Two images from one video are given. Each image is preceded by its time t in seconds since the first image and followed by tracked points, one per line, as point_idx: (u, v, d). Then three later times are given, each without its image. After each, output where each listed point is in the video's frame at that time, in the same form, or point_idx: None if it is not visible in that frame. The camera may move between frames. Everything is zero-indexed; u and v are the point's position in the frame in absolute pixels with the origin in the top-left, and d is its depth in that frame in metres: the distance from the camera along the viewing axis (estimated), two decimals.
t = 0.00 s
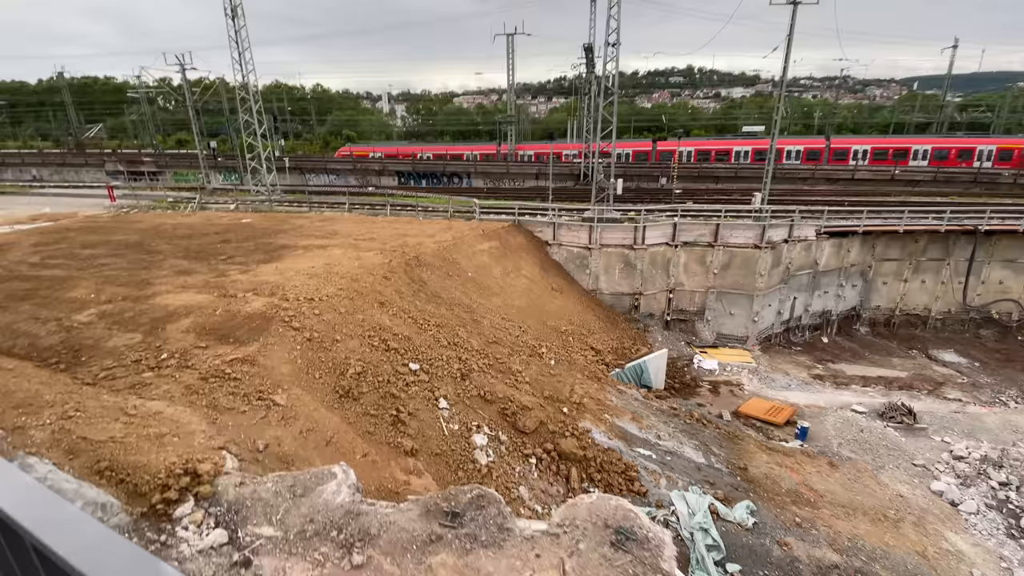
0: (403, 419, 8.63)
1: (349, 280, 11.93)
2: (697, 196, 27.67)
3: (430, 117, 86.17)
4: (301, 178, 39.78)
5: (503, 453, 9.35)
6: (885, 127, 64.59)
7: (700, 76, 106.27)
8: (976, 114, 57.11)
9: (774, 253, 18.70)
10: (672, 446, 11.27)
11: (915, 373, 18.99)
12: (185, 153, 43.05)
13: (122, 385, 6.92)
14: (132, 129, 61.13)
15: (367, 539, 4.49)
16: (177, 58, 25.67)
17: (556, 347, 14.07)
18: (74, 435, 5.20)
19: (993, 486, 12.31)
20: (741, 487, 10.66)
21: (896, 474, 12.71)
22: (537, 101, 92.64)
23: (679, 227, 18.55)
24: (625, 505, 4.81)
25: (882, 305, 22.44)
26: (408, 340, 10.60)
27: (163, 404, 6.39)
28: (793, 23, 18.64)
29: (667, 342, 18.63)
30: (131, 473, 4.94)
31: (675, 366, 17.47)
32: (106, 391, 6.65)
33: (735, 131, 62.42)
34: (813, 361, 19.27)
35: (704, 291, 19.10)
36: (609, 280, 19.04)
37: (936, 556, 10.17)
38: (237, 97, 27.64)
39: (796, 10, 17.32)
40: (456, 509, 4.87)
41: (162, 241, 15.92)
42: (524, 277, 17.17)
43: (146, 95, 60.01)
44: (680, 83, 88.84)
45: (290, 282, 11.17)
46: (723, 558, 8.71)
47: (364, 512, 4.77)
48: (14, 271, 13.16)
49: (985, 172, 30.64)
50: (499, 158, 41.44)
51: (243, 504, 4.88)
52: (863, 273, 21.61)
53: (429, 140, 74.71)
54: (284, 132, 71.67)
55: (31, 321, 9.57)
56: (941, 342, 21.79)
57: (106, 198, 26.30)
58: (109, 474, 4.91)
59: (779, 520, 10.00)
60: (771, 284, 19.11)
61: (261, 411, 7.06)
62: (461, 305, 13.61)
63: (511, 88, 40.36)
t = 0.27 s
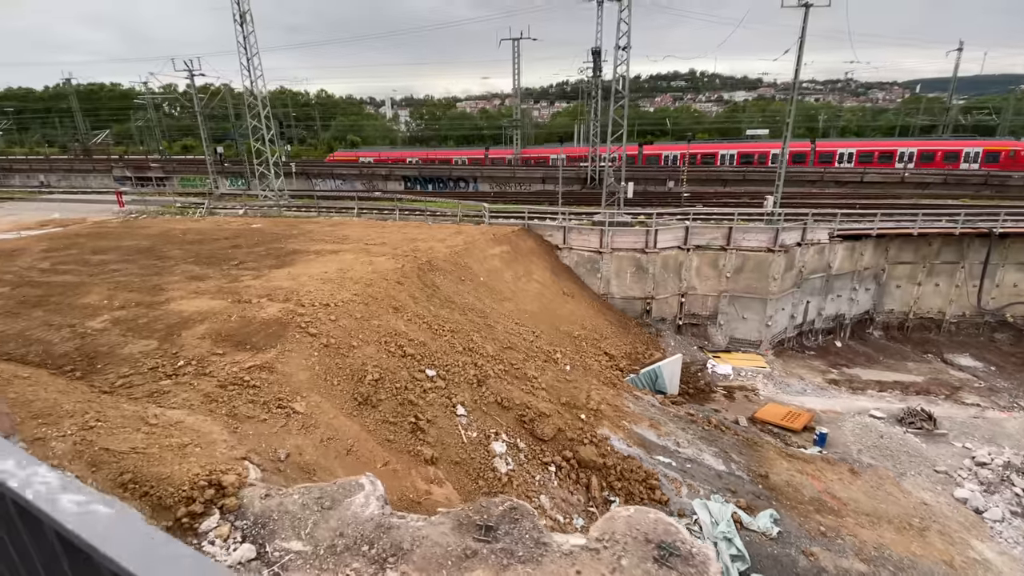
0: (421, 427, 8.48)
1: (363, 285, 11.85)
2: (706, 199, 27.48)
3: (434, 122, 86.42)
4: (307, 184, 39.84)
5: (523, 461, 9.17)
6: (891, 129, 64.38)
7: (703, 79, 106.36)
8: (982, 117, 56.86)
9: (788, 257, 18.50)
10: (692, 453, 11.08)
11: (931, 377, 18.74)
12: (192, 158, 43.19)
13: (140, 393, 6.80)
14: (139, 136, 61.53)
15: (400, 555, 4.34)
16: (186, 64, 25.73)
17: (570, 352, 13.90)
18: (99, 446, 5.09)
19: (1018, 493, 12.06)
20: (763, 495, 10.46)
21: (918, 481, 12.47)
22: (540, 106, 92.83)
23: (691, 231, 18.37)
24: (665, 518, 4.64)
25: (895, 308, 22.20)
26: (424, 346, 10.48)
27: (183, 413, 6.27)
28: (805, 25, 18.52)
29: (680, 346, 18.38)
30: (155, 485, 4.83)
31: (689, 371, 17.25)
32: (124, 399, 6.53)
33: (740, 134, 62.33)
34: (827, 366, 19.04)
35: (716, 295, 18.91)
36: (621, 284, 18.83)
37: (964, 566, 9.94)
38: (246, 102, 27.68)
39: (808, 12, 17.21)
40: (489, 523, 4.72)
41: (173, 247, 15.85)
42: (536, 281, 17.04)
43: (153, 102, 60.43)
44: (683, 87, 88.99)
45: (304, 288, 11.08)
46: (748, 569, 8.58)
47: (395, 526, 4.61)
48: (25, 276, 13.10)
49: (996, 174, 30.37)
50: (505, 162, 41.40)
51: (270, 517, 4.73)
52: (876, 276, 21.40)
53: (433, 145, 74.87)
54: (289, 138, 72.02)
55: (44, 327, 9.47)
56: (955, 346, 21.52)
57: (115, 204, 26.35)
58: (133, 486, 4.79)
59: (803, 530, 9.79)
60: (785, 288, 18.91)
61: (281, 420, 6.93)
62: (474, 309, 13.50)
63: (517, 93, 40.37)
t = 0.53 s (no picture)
0: (442, 429, 8.36)
1: (380, 285, 11.78)
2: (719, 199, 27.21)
3: (441, 120, 86.35)
4: (317, 182, 39.87)
5: (543, 465, 9.02)
6: (903, 129, 63.71)
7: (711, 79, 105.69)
8: (996, 117, 56.12)
9: (805, 258, 18.25)
10: (713, 458, 10.92)
11: (951, 381, 18.45)
12: (202, 157, 43.34)
13: (162, 394, 6.73)
14: (149, 134, 61.87)
15: (435, 565, 4.24)
16: (198, 62, 25.73)
17: (587, 354, 13.75)
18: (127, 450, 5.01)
19: None
20: (785, 502, 10.28)
21: (941, 487, 12.24)
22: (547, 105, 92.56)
23: (707, 232, 18.16)
24: (706, 529, 4.54)
25: (913, 311, 21.89)
26: (442, 347, 10.38)
27: (207, 415, 6.19)
28: (824, 24, 18.25)
29: (695, 348, 18.19)
30: (184, 491, 4.74)
31: (704, 373, 17.05)
32: (147, 400, 6.46)
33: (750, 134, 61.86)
34: (844, 369, 18.78)
35: (732, 297, 18.71)
36: (635, 285, 18.65)
37: None
38: (258, 101, 27.69)
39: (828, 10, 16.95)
40: (523, 534, 4.61)
41: (187, 245, 15.85)
42: (550, 282, 16.89)
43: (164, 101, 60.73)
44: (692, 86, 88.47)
45: (321, 288, 11.01)
46: None
47: (428, 536, 4.50)
48: (42, 274, 13.12)
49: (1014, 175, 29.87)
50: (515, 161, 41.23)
51: (300, 524, 4.63)
52: (893, 279, 21.12)
53: (440, 144, 74.81)
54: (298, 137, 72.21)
55: (62, 326, 9.43)
56: (974, 350, 21.19)
57: (127, 201, 26.43)
58: (161, 491, 4.72)
59: (828, 537, 9.61)
60: (801, 290, 18.67)
61: (304, 422, 6.85)
62: (490, 310, 13.39)
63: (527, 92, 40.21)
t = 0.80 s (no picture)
0: (463, 432, 8.23)
1: (396, 284, 11.68)
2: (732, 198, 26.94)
3: (448, 119, 86.28)
4: (327, 181, 39.87)
5: (564, 468, 8.86)
6: (914, 128, 63.00)
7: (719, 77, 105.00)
8: (1011, 115, 55.34)
9: (822, 259, 17.98)
10: (734, 462, 10.74)
11: (971, 384, 18.14)
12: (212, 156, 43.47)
13: (184, 395, 6.64)
14: (158, 133, 62.16)
15: None
16: (209, 60, 25.74)
17: (603, 355, 13.58)
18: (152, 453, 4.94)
19: None
20: (809, 507, 10.09)
21: (966, 493, 12.00)
22: (554, 104, 92.25)
23: (723, 231, 17.93)
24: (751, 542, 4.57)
25: (930, 312, 21.57)
26: (460, 348, 10.25)
27: (231, 418, 6.10)
28: (843, 21, 17.97)
29: (710, 349, 17.98)
30: (211, 497, 4.64)
31: (720, 375, 16.84)
32: (169, 402, 6.38)
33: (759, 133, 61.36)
34: (861, 371, 18.52)
35: (747, 297, 18.47)
36: (649, 285, 18.45)
37: None
38: (270, 99, 27.67)
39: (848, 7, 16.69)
40: (560, 545, 4.49)
41: (201, 244, 15.81)
42: (564, 282, 16.72)
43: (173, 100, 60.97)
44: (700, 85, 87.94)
45: (338, 288, 10.93)
46: None
47: (463, 545, 4.39)
48: (57, 273, 13.10)
49: None
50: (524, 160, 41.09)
51: (330, 532, 4.51)
52: (911, 280, 20.82)
53: (447, 143, 74.68)
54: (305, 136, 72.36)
55: (80, 325, 9.38)
56: (993, 352, 20.84)
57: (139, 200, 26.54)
58: (189, 497, 4.63)
59: (854, 544, 9.41)
60: (818, 290, 18.40)
61: (326, 425, 6.74)
62: (505, 310, 13.25)
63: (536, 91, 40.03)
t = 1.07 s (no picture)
0: (483, 437, 8.09)
1: (413, 286, 11.57)
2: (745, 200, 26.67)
3: (455, 120, 86.33)
4: (337, 182, 39.93)
5: (585, 475, 8.69)
6: (926, 131, 62.31)
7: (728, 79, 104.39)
8: None
9: (841, 262, 17.69)
10: (756, 470, 10.54)
11: (992, 391, 17.78)
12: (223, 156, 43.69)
13: (206, 399, 6.55)
14: (170, 133, 62.60)
15: None
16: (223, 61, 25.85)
17: (621, 359, 13.39)
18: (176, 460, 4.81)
19: None
20: (834, 517, 9.86)
21: (993, 503, 11.70)
22: (562, 105, 92.12)
23: (739, 234, 17.69)
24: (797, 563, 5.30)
25: (949, 317, 21.19)
26: (479, 352, 10.11)
27: (254, 422, 5.99)
28: (863, 21, 17.71)
29: (726, 353, 17.75)
30: (239, 505, 4.54)
31: (736, 380, 16.59)
32: (190, 406, 6.28)
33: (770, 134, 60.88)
34: (880, 377, 18.20)
35: (764, 301, 18.22)
36: (664, 288, 18.24)
37: None
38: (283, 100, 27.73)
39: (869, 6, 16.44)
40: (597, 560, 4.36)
41: (215, 244, 15.78)
42: (578, 284, 16.54)
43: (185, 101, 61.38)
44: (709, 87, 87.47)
45: (355, 290, 10.83)
46: None
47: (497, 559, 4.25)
48: (73, 273, 13.11)
49: None
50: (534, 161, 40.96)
51: (360, 543, 4.38)
52: (930, 284, 20.47)
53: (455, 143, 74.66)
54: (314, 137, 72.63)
55: (98, 326, 9.34)
56: (1014, 358, 20.42)
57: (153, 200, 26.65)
58: (216, 505, 4.51)
59: (881, 555, 9.17)
60: (836, 294, 18.11)
61: (348, 430, 6.62)
62: (521, 313, 13.10)
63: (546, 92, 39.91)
